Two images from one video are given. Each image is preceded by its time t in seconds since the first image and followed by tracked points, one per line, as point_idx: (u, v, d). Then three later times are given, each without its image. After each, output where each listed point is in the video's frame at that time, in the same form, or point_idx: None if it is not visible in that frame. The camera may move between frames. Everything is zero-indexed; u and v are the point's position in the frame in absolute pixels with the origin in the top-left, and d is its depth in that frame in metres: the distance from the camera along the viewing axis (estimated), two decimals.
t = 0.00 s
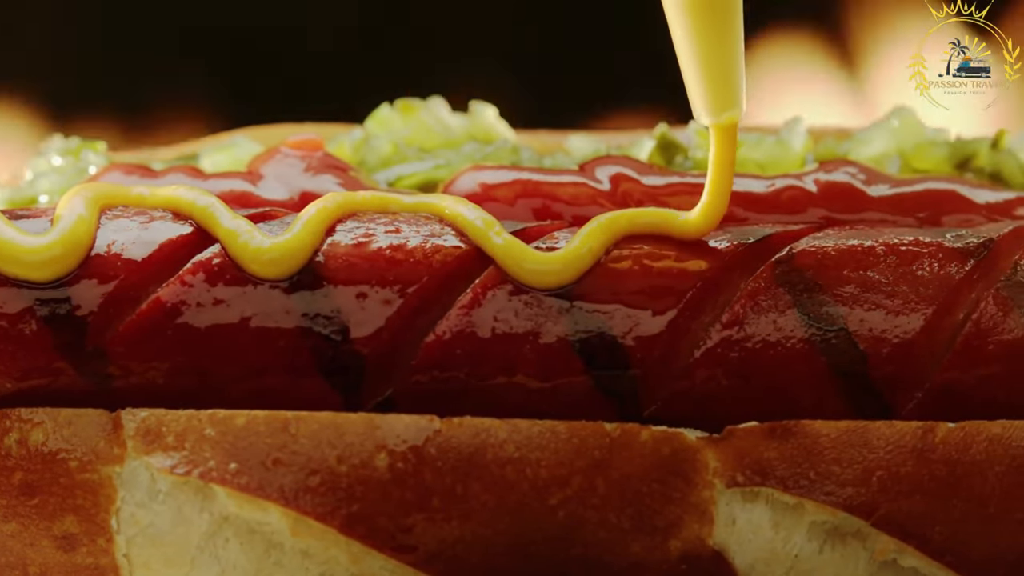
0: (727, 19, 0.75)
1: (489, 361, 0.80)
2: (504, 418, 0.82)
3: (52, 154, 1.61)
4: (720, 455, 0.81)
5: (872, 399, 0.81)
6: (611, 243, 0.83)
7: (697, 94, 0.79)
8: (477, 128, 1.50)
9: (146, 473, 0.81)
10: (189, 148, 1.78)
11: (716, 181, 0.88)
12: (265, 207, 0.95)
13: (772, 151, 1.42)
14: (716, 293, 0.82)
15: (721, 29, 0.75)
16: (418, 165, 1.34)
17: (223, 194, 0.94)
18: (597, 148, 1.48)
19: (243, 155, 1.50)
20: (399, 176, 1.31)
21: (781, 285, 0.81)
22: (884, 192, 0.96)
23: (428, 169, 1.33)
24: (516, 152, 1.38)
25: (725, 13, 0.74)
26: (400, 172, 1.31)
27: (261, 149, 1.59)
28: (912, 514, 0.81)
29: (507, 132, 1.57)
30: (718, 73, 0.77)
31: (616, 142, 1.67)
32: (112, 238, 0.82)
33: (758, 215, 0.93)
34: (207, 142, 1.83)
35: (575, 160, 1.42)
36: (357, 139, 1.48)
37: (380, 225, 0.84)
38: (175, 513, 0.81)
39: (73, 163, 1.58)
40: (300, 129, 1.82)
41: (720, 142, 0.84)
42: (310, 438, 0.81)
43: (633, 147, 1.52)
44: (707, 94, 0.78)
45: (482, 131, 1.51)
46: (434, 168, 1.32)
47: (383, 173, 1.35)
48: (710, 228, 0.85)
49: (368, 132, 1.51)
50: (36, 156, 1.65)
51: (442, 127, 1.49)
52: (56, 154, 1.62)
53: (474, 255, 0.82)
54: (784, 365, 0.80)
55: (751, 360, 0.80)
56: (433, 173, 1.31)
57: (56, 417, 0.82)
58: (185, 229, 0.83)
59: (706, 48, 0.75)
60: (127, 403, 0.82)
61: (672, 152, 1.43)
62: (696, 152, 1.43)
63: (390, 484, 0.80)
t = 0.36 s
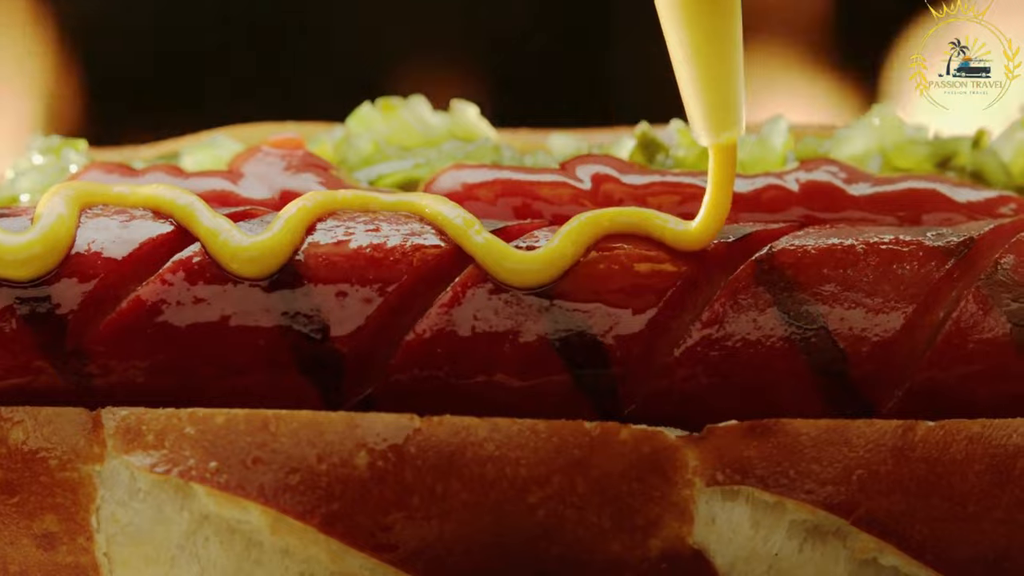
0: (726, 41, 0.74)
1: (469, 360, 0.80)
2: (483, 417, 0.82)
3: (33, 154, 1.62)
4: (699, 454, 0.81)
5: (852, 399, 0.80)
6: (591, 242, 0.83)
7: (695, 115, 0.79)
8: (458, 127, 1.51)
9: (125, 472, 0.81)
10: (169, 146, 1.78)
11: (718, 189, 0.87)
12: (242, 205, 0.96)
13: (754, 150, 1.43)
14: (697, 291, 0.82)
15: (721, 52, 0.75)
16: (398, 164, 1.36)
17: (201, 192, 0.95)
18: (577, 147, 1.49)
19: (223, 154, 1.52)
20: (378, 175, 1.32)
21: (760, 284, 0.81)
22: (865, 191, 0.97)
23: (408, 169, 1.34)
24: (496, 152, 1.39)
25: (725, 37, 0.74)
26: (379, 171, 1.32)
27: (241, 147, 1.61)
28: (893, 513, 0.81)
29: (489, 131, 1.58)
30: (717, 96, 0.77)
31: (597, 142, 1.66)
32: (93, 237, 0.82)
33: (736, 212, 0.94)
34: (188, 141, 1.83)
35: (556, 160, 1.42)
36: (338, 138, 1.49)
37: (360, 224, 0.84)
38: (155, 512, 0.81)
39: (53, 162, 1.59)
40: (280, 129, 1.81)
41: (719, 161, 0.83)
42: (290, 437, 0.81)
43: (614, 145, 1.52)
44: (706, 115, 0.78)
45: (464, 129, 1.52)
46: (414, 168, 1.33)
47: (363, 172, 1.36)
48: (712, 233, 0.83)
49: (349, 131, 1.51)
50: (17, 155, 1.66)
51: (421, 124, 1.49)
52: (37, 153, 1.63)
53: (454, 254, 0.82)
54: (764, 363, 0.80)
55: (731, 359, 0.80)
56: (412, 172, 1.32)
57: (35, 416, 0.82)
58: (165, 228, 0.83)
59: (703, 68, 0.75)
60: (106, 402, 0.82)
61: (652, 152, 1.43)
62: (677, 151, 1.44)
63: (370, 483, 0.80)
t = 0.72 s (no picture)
0: (728, 55, 0.74)
1: (449, 360, 0.80)
2: (463, 418, 0.82)
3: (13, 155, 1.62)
4: (679, 454, 0.81)
5: (832, 399, 0.80)
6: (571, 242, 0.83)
7: (698, 130, 0.79)
8: (439, 127, 1.52)
9: (105, 473, 0.81)
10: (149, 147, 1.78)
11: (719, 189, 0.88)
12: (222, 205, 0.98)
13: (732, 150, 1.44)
14: (677, 292, 0.82)
15: (723, 68, 0.74)
16: (379, 164, 1.37)
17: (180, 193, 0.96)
18: (557, 147, 1.50)
19: (205, 154, 1.54)
20: (359, 175, 1.34)
21: (740, 284, 0.81)
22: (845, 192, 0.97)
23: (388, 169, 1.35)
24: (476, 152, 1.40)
25: (727, 50, 0.74)
26: (360, 171, 1.34)
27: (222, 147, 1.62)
28: (873, 513, 0.80)
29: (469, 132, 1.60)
30: (720, 111, 0.77)
31: (578, 142, 1.67)
32: (73, 237, 0.82)
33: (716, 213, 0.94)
34: (167, 141, 1.83)
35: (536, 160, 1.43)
36: (320, 138, 1.50)
37: (340, 224, 0.84)
38: (135, 512, 0.81)
39: (35, 162, 1.59)
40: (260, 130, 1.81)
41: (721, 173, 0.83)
42: (269, 437, 0.81)
43: (595, 145, 1.52)
44: (708, 127, 0.78)
45: (444, 130, 1.53)
46: (395, 168, 1.35)
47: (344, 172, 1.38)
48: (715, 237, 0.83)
49: (330, 131, 1.51)
50: None
51: (404, 126, 1.51)
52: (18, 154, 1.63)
53: (433, 255, 0.82)
54: (744, 364, 0.79)
55: (710, 359, 0.79)
56: (392, 172, 1.33)
57: (15, 417, 0.82)
58: (145, 228, 0.83)
59: (705, 84, 0.75)
60: (86, 402, 0.82)
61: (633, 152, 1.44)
62: (657, 151, 1.45)
63: (349, 484, 0.80)
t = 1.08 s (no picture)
0: (732, 62, 0.73)
1: (425, 360, 0.80)
2: (439, 418, 0.82)
3: None
4: (656, 454, 0.81)
5: (808, 399, 0.80)
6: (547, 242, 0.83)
7: (699, 134, 0.78)
8: (416, 127, 1.52)
9: (81, 473, 0.81)
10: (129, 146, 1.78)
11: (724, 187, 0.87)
12: (202, 207, 1.02)
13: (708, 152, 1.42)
14: (654, 292, 0.82)
15: (724, 74, 0.73)
16: (355, 164, 1.37)
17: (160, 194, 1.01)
18: (534, 147, 1.50)
19: (182, 155, 1.54)
20: (337, 175, 1.34)
21: (716, 284, 0.81)
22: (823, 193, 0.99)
23: (366, 169, 1.35)
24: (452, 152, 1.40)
25: (731, 57, 0.73)
26: (337, 172, 1.34)
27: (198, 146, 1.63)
28: (848, 513, 0.80)
29: (447, 131, 1.60)
30: (722, 116, 0.76)
31: (555, 142, 1.66)
32: (49, 238, 0.82)
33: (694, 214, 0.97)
34: (144, 142, 1.84)
35: (513, 159, 1.43)
36: (296, 138, 1.50)
37: (317, 223, 0.84)
38: (111, 512, 0.81)
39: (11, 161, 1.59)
40: (238, 130, 1.81)
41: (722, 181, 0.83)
42: (245, 437, 0.81)
43: (571, 145, 1.53)
44: (711, 133, 0.78)
45: (421, 129, 1.53)
46: (372, 168, 1.35)
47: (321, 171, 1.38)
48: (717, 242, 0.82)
49: (307, 131, 1.52)
50: None
51: (379, 125, 1.50)
52: None
53: (410, 254, 0.82)
54: (720, 364, 0.80)
55: (687, 359, 0.79)
56: (370, 172, 1.34)
57: None
58: (121, 228, 0.83)
59: (707, 90, 0.74)
60: (63, 402, 0.82)
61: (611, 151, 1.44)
62: (636, 151, 1.45)
63: (325, 484, 0.80)
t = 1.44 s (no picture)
0: (728, 54, 0.74)
1: (400, 361, 0.80)
2: (415, 419, 0.82)
3: None
4: (632, 455, 0.81)
5: (783, 399, 0.81)
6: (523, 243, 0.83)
7: (697, 131, 0.79)
8: (393, 128, 1.53)
9: (57, 473, 0.81)
10: (106, 146, 1.79)
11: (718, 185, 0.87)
12: (177, 206, 1.04)
13: (685, 151, 1.41)
14: (629, 293, 0.82)
15: (721, 64, 0.74)
16: (332, 165, 1.37)
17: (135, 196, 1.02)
18: (511, 148, 1.50)
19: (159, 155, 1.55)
20: (314, 176, 1.34)
21: (692, 285, 0.81)
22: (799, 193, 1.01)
23: (342, 169, 1.36)
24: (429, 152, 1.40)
25: (727, 48, 0.74)
26: (313, 172, 1.34)
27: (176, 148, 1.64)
28: (823, 514, 0.80)
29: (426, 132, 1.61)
30: (719, 109, 0.77)
31: (533, 142, 1.67)
32: (25, 239, 0.82)
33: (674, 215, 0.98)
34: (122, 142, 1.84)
35: (489, 160, 1.43)
36: (273, 139, 1.50)
37: (293, 224, 0.84)
38: (86, 513, 0.81)
39: None
40: (216, 130, 1.82)
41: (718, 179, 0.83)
42: (220, 438, 0.80)
43: (547, 146, 1.54)
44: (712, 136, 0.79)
45: (398, 131, 1.54)
46: (348, 168, 1.35)
47: (299, 172, 1.38)
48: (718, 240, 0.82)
49: (285, 132, 1.52)
50: None
51: (355, 126, 1.52)
52: None
53: (385, 255, 0.83)
54: (695, 365, 0.80)
55: (662, 360, 0.80)
56: (347, 173, 1.34)
57: None
58: (98, 229, 0.83)
59: (704, 82, 0.75)
60: (38, 403, 0.82)
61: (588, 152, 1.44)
62: (612, 152, 1.44)
63: (301, 485, 0.80)
